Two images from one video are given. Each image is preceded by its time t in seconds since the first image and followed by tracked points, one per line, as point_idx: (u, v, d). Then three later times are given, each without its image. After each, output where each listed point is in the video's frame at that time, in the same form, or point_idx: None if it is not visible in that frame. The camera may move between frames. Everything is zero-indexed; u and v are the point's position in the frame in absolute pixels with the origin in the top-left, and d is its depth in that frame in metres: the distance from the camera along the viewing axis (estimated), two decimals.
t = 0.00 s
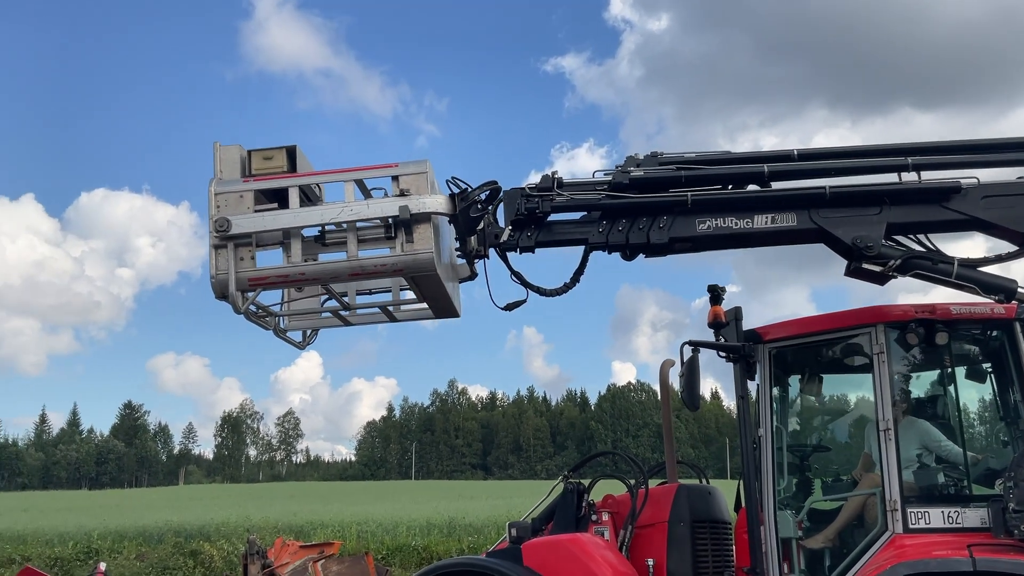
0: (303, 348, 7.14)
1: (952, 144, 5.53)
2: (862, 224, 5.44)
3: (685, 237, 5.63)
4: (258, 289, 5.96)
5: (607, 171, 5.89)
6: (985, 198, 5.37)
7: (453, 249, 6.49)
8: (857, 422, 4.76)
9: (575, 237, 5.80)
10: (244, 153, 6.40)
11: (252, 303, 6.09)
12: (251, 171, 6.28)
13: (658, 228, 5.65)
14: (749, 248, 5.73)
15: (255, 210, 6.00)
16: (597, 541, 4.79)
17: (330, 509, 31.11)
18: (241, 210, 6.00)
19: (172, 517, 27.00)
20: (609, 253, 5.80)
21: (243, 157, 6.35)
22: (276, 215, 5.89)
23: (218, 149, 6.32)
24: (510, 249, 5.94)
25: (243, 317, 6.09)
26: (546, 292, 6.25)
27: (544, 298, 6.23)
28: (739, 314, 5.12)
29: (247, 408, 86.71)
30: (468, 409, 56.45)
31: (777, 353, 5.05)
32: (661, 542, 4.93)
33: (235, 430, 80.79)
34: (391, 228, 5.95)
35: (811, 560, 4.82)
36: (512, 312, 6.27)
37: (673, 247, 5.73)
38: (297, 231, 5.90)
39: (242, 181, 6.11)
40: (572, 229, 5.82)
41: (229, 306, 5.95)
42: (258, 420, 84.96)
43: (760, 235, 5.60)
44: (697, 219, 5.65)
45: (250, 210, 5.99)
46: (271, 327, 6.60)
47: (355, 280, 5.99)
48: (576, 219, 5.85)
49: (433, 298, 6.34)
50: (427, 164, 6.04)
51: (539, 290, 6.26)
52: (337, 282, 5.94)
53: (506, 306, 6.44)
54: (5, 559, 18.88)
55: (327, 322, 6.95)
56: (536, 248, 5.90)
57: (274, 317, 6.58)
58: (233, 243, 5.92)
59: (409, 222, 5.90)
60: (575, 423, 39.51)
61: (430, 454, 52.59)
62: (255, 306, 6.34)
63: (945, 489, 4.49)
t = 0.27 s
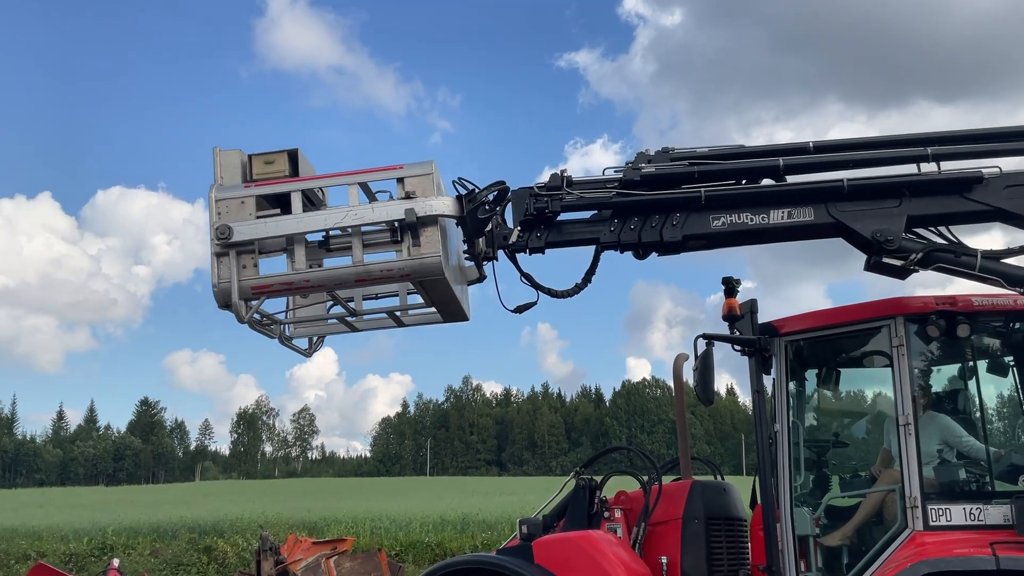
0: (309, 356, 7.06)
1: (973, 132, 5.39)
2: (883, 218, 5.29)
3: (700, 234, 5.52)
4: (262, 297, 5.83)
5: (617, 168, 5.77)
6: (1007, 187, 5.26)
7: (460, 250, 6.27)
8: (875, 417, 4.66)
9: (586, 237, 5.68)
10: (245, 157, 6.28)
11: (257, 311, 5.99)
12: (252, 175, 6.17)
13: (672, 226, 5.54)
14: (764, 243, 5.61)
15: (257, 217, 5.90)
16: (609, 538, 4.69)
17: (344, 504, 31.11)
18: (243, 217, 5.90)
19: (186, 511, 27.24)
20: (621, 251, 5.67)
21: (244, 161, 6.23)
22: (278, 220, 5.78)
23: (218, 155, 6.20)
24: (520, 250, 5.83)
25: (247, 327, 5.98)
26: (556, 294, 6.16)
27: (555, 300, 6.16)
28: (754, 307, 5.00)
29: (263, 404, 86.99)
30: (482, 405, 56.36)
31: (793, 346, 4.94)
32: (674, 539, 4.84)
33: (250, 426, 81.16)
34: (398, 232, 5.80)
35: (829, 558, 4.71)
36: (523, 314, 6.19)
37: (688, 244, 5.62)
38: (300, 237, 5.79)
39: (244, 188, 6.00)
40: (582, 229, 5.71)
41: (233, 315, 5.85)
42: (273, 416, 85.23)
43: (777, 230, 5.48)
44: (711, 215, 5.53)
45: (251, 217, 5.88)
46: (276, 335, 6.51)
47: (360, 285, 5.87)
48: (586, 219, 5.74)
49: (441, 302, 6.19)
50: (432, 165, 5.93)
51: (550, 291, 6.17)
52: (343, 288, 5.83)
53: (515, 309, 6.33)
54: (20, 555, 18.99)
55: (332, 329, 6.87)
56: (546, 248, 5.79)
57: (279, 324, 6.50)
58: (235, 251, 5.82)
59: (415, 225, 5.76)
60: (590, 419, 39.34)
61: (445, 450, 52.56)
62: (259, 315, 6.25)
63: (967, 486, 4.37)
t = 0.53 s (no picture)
0: (312, 363, 6.96)
1: (989, 122, 5.26)
2: (896, 211, 5.18)
3: (709, 232, 5.41)
4: (262, 305, 5.67)
5: (623, 167, 5.67)
6: None
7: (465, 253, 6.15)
8: (888, 414, 4.56)
9: (591, 239, 5.58)
10: (242, 163, 6.11)
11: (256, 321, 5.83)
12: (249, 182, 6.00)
13: (679, 225, 5.44)
14: (774, 240, 5.50)
15: (255, 224, 5.74)
16: (617, 535, 4.62)
17: (359, 501, 31.10)
18: (240, 225, 5.74)
19: (201, 508, 27.33)
20: (627, 251, 5.57)
21: (241, 167, 6.07)
22: (276, 227, 5.63)
23: (214, 160, 6.03)
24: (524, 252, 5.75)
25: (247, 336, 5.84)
26: (563, 296, 6.06)
27: (561, 301, 6.06)
28: (764, 300, 4.93)
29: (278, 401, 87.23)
30: (497, 401, 56.24)
31: (805, 340, 4.84)
32: (683, 536, 4.77)
33: (266, 423, 81.37)
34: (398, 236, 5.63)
35: (841, 555, 4.62)
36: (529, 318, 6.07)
37: (696, 242, 5.50)
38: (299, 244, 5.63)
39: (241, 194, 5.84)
40: (587, 230, 5.61)
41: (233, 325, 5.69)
42: (289, 413, 85.43)
43: (788, 228, 5.35)
44: (720, 213, 5.42)
45: (249, 225, 5.72)
46: (276, 344, 6.40)
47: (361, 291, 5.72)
48: (591, 219, 5.63)
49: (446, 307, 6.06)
50: (432, 167, 5.78)
51: (556, 294, 6.06)
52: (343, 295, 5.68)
53: (522, 312, 6.24)
54: (34, 551, 19.04)
55: (335, 336, 6.78)
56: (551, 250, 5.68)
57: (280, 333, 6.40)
58: (232, 260, 5.67)
59: (416, 229, 5.57)
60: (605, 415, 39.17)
61: (459, 447, 52.51)
62: (259, 324, 6.12)
63: (982, 482, 4.28)
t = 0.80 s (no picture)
0: (310, 361, 6.91)
1: (996, 109, 5.16)
2: (901, 202, 5.09)
3: (709, 224, 5.33)
4: (253, 302, 5.62)
5: (621, 159, 5.59)
6: None
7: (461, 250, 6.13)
8: (895, 407, 4.48)
9: (590, 231, 5.50)
10: (233, 159, 6.07)
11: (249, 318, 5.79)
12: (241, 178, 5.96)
13: (678, 217, 5.36)
14: (777, 233, 5.41)
15: (246, 220, 5.70)
16: (618, 531, 4.56)
17: (373, 497, 31.11)
18: (231, 221, 5.70)
19: (216, 503, 27.61)
20: (627, 244, 5.50)
21: (232, 163, 6.02)
22: (267, 223, 5.59)
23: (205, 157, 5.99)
24: (521, 247, 5.67)
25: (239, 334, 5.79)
26: (561, 291, 6.00)
27: (559, 297, 5.99)
28: (768, 292, 4.86)
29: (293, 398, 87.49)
30: (512, 398, 56.11)
31: (811, 333, 4.77)
32: (686, 531, 4.70)
33: (283, 419, 81.63)
34: (391, 232, 5.60)
35: (846, 551, 4.54)
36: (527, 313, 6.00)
37: (697, 235, 5.42)
38: (291, 240, 5.60)
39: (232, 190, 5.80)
40: (585, 223, 5.53)
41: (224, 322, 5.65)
42: (305, 410, 85.62)
43: (790, 218, 5.26)
44: (720, 204, 5.34)
45: (239, 221, 5.68)
46: (271, 342, 6.35)
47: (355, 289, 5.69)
48: (589, 212, 5.55)
49: (442, 303, 6.00)
50: (426, 160, 5.71)
51: (553, 287, 5.98)
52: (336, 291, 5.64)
53: (520, 309, 6.16)
54: (48, 545, 19.16)
55: (333, 333, 6.73)
56: (549, 244, 5.60)
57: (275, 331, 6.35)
58: (223, 256, 5.63)
59: (410, 225, 5.57)
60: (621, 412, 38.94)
61: (474, 444, 52.43)
62: (252, 321, 6.07)
63: (991, 477, 4.19)
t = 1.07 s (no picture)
0: (302, 354, 6.85)
1: (1002, 96, 5.02)
2: (904, 190, 4.97)
3: (706, 214, 5.23)
4: (237, 294, 5.55)
5: (616, 147, 5.52)
6: None
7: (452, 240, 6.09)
8: (898, 402, 4.37)
9: (585, 221, 5.45)
10: (219, 147, 5.98)
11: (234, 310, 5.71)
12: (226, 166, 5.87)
13: (675, 207, 5.27)
14: (777, 223, 5.30)
15: (230, 210, 5.62)
16: (616, 529, 4.47)
17: (384, 494, 31.06)
18: (216, 211, 5.63)
19: (228, 500, 27.63)
20: (622, 236, 5.43)
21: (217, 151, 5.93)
22: (252, 213, 5.53)
23: (190, 145, 5.90)
24: (514, 238, 5.60)
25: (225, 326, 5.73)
26: (556, 280, 5.92)
27: (554, 287, 5.91)
28: (770, 285, 4.77)
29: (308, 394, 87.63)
30: (526, 395, 55.90)
31: (815, 326, 4.67)
32: (686, 529, 4.61)
33: (297, 416, 81.73)
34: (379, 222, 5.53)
35: (849, 550, 4.43)
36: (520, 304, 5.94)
37: (694, 226, 5.33)
38: (275, 230, 5.54)
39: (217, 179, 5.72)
40: (579, 213, 5.48)
41: (207, 314, 5.58)
42: (319, 407, 85.73)
43: (790, 208, 5.16)
44: (718, 194, 5.24)
45: (224, 211, 5.61)
46: (259, 335, 6.29)
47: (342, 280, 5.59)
48: (583, 202, 5.49)
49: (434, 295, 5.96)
50: (415, 149, 5.61)
51: (548, 279, 5.92)
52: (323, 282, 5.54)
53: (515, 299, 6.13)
54: (59, 541, 19.22)
55: (326, 326, 6.67)
56: (542, 235, 5.57)
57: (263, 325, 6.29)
58: (207, 246, 5.56)
59: (395, 215, 5.51)
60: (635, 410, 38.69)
61: (488, 441, 52.30)
62: (239, 314, 6.01)
63: (998, 474, 4.08)
